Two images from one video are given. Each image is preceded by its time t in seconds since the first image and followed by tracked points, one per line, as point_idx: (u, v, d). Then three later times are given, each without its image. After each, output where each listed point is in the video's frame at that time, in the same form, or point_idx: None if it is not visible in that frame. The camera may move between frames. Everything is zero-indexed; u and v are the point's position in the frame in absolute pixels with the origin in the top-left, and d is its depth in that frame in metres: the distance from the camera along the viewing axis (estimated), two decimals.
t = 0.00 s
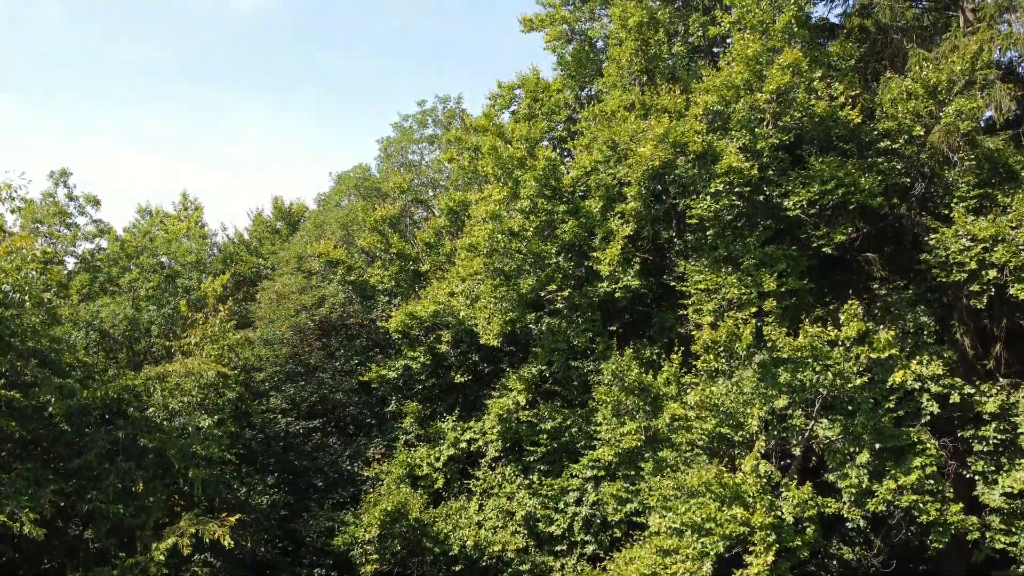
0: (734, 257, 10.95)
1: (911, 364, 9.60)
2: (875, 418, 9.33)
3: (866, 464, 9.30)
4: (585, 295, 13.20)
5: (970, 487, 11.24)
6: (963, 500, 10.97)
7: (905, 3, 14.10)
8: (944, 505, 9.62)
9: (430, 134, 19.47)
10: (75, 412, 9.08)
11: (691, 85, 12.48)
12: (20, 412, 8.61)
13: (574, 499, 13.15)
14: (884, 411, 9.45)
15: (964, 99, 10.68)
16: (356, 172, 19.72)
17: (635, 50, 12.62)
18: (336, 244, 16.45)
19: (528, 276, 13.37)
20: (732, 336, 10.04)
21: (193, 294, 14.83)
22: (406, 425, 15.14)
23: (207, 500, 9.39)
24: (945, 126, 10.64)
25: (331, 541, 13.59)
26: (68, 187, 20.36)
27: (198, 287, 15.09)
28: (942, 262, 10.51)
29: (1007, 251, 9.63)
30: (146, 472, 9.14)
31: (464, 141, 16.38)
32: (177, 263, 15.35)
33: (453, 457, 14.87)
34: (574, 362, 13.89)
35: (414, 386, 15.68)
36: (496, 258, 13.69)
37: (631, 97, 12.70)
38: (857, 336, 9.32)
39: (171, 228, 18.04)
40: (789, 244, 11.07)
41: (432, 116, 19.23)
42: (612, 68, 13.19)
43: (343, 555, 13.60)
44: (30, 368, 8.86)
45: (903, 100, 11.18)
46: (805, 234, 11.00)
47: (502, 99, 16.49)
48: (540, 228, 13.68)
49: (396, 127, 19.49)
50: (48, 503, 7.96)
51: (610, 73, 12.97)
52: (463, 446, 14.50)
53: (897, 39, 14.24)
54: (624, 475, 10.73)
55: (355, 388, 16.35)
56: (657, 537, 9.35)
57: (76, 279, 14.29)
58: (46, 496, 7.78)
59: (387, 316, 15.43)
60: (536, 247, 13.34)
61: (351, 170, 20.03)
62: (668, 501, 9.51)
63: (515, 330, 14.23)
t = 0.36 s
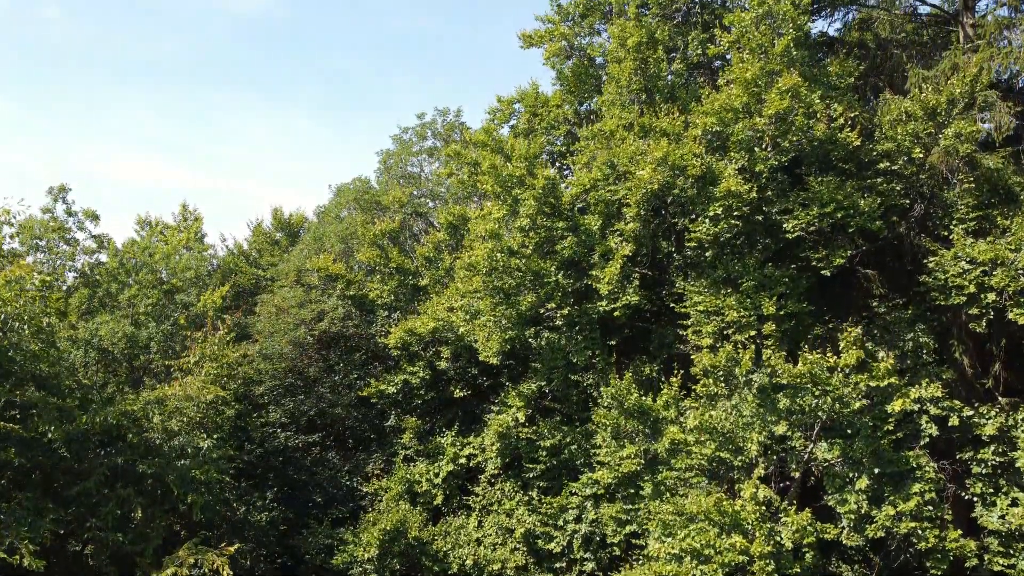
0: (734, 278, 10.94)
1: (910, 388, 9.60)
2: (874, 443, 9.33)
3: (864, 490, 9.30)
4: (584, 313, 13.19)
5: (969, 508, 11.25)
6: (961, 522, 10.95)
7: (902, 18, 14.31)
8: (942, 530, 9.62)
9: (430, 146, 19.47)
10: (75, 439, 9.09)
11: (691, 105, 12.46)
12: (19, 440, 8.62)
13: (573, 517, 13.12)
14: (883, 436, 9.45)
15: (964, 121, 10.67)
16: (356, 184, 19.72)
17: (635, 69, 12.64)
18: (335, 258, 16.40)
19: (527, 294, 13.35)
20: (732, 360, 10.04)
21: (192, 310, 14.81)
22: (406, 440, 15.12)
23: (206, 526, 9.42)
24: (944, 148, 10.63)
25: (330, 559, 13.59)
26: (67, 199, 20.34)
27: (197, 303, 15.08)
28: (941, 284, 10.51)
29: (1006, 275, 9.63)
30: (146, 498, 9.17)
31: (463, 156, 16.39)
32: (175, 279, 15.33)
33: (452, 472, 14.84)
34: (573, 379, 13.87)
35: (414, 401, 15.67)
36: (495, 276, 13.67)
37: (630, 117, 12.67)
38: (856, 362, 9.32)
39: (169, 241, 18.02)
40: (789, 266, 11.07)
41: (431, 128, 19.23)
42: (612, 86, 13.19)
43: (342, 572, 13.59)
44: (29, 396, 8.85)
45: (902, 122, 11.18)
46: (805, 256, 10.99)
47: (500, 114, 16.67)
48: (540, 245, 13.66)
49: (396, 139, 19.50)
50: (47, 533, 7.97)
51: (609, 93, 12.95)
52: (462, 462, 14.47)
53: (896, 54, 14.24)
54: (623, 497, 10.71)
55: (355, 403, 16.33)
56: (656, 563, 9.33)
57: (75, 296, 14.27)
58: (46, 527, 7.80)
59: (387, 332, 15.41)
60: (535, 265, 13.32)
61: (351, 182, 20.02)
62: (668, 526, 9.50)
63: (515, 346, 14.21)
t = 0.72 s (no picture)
0: (733, 300, 10.92)
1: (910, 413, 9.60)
2: (873, 469, 9.34)
3: (863, 516, 9.31)
4: (584, 332, 13.19)
5: (967, 530, 11.26)
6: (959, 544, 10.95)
7: (903, 33, 14.31)
8: (941, 556, 9.63)
9: (430, 159, 19.46)
10: (75, 465, 9.10)
11: (690, 125, 12.48)
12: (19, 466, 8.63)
13: (573, 535, 13.08)
14: (882, 462, 9.47)
15: (964, 144, 10.66)
16: (355, 196, 19.71)
17: (634, 89, 12.65)
18: (334, 273, 16.37)
19: (526, 313, 13.32)
20: (732, 385, 10.03)
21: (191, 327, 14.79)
22: (405, 456, 15.10)
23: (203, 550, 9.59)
24: (944, 171, 10.62)
25: None
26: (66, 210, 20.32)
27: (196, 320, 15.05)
28: (941, 308, 10.52)
29: (1005, 300, 9.63)
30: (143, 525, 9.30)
31: (463, 172, 16.43)
32: (174, 295, 15.29)
33: (452, 489, 14.80)
34: (573, 396, 13.83)
35: (413, 416, 15.64)
36: (495, 294, 13.64)
37: (629, 138, 12.70)
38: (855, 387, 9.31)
39: (168, 255, 18.00)
40: (788, 288, 11.06)
41: (431, 142, 19.30)
42: (612, 104, 13.18)
43: None
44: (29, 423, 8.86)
45: (902, 144, 11.16)
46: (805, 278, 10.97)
47: (500, 129, 16.83)
48: (539, 264, 13.63)
49: (396, 152, 19.50)
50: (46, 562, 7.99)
51: (608, 113, 12.98)
52: (462, 478, 14.42)
53: (896, 71, 14.24)
54: (623, 519, 10.69)
55: (354, 417, 16.30)
56: None
57: (74, 313, 14.23)
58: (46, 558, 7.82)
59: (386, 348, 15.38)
60: (534, 283, 13.30)
61: (351, 194, 20.02)
62: (668, 552, 9.47)
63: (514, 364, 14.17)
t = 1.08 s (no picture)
0: (734, 320, 10.92)
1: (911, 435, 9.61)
2: (874, 493, 9.35)
3: (864, 539, 9.32)
4: (584, 349, 13.18)
5: (967, 549, 11.28)
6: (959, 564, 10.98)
7: (903, 48, 14.32)
8: None
9: (430, 170, 19.46)
10: (77, 490, 9.12)
11: (691, 144, 12.49)
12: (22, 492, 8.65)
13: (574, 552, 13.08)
14: (882, 485, 9.48)
15: (965, 165, 10.66)
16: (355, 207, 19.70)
17: (635, 107, 12.65)
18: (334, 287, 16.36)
19: (527, 330, 13.31)
20: (733, 408, 10.03)
21: (191, 343, 14.77)
22: (405, 470, 15.09)
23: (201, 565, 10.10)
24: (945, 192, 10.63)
25: None
26: (65, 221, 20.36)
27: (196, 336, 15.02)
28: (942, 329, 10.53)
29: (1006, 323, 9.63)
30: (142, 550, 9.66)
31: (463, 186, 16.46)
32: (174, 310, 15.27)
33: (453, 503, 14.78)
34: (573, 411, 13.82)
35: (413, 430, 15.63)
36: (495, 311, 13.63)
37: (630, 157, 12.73)
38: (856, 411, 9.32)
39: (168, 268, 18.02)
40: (790, 308, 11.06)
41: (431, 154, 19.32)
42: (612, 121, 13.17)
43: None
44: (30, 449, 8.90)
45: (903, 164, 11.16)
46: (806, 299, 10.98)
47: (500, 142, 16.90)
48: (540, 280, 13.62)
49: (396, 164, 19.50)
50: None
51: (609, 131, 13.01)
52: (463, 494, 14.40)
53: (896, 85, 14.23)
54: (623, 540, 10.68)
55: (354, 431, 16.29)
56: None
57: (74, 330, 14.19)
58: None
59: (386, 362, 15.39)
60: (535, 301, 13.29)
61: (351, 205, 20.01)
62: None
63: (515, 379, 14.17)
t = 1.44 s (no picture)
0: (736, 339, 10.92)
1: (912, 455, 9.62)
2: (875, 513, 9.36)
3: (865, 560, 9.33)
4: (585, 363, 13.20)
5: (968, 566, 11.31)
6: None
7: (905, 61, 14.33)
8: None
9: (431, 180, 19.47)
10: (80, 511, 9.16)
11: (692, 160, 12.51)
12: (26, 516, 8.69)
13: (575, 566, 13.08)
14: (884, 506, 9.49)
15: (966, 184, 10.67)
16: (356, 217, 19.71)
17: (636, 123, 12.65)
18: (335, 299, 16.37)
19: (528, 345, 13.32)
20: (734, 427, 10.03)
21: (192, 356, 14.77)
22: (406, 483, 15.09)
23: None
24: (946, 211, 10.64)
25: None
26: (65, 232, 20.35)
27: (197, 349, 15.03)
28: (943, 347, 10.54)
29: (1007, 344, 9.65)
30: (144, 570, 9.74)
31: (465, 199, 16.49)
32: (175, 323, 15.27)
33: (454, 516, 14.78)
34: (575, 425, 13.82)
35: (414, 442, 15.63)
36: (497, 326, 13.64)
37: (631, 173, 12.76)
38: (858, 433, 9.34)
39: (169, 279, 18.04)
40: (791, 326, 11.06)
41: (432, 165, 19.34)
42: (613, 136, 13.18)
43: None
44: (33, 471, 8.92)
45: (904, 182, 11.17)
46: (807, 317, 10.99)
47: (501, 154, 16.92)
48: (541, 295, 13.63)
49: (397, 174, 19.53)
50: None
51: (610, 147, 13.02)
52: (464, 507, 14.40)
53: (898, 99, 14.23)
54: (625, 558, 10.69)
55: (355, 442, 16.29)
56: None
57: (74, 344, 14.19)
58: None
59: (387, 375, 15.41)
60: (536, 316, 13.30)
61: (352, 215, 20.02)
62: None
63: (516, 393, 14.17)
